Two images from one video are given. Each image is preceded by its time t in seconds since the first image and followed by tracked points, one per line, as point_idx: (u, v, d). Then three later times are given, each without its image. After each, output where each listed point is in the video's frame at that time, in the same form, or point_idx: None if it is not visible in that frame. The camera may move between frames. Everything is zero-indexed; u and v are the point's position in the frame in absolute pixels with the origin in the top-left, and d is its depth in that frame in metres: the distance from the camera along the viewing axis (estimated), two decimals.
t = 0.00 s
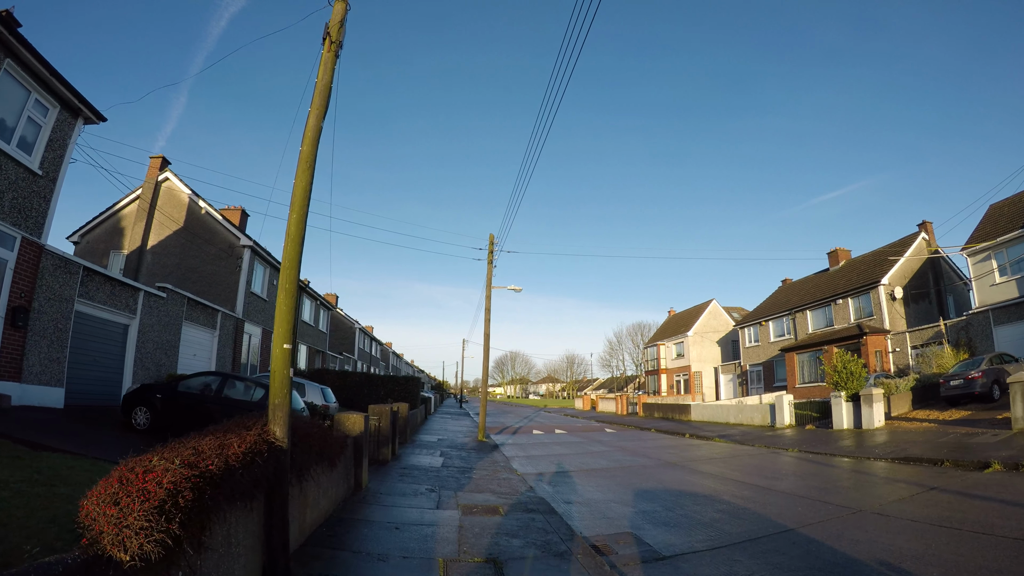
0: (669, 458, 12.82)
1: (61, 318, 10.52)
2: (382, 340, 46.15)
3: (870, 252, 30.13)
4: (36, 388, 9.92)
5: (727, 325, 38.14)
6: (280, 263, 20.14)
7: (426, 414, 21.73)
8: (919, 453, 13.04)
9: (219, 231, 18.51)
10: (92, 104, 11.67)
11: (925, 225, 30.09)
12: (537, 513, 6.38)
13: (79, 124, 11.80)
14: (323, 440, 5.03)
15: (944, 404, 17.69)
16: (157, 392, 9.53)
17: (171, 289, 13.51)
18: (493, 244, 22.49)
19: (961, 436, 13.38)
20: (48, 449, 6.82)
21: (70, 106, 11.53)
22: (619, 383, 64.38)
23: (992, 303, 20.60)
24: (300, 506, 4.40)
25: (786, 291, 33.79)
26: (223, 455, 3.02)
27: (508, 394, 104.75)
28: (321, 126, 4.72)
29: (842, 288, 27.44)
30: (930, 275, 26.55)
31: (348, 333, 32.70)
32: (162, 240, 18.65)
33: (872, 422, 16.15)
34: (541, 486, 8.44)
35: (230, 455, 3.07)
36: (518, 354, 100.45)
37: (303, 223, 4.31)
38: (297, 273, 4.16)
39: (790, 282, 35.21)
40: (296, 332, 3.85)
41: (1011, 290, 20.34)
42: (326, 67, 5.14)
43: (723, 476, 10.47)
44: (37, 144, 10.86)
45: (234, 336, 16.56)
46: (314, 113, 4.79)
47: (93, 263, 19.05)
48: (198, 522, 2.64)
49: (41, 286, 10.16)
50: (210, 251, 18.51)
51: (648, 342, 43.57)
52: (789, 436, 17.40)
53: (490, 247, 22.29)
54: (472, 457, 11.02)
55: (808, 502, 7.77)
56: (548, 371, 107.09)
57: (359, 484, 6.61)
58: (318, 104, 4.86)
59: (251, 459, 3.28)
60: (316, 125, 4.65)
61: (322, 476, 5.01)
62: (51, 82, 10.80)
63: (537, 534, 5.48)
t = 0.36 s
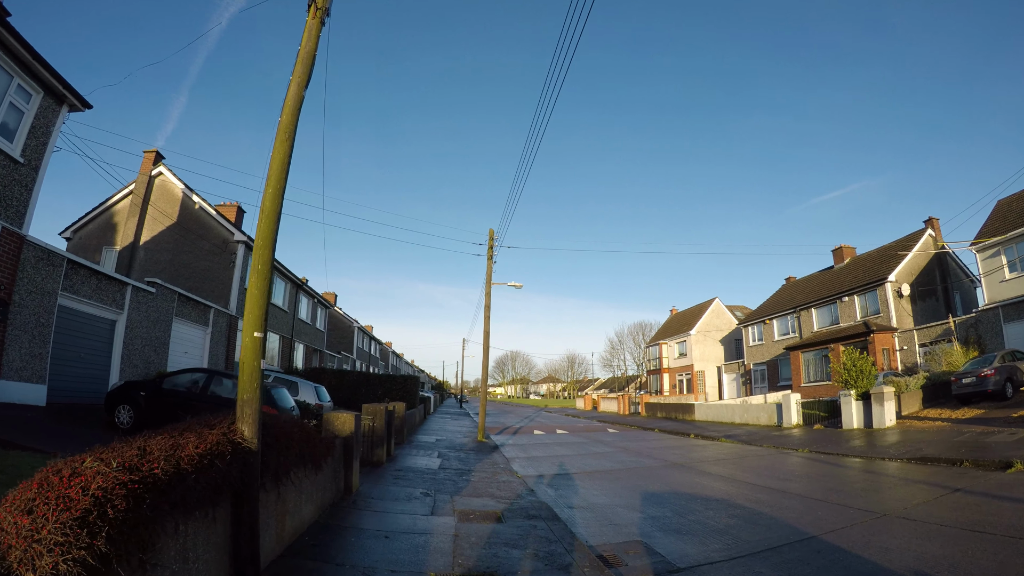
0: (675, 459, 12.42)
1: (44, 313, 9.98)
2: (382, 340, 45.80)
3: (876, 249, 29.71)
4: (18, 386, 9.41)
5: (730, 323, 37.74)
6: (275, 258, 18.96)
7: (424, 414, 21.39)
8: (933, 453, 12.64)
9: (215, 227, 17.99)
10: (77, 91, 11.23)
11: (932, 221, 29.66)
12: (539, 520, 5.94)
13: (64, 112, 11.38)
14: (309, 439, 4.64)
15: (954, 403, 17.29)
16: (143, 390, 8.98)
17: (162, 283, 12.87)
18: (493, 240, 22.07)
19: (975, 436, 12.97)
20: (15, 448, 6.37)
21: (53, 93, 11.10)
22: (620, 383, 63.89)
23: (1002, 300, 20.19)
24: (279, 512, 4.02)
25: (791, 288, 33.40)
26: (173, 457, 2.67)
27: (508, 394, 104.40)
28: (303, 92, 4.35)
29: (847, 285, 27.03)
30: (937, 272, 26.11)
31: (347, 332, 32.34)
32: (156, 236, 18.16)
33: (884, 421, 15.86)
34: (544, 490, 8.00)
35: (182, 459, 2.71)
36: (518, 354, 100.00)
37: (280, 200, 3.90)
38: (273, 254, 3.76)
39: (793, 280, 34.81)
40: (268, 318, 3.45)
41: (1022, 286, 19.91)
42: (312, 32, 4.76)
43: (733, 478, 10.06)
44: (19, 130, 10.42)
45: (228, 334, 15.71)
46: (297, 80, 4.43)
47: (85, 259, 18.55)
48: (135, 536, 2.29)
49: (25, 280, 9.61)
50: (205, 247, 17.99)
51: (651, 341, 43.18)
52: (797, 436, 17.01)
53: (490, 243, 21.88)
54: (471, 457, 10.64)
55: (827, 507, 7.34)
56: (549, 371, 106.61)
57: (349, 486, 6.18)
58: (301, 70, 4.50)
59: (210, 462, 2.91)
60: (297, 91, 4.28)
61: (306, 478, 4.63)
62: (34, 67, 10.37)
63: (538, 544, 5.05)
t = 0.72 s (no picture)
0: (683, 461, 12.01)
1: (26, 310, 9.51)
2: (383, 339, 45.46)
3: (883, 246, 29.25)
4: None
5: (734, 323, 37.30)
6: (272, 255, 18.24)
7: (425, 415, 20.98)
8: (950, 455, 12.21)
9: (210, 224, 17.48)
10: (61, 78, 10.81)
11: (940, 217, 29.16)
12: (544, 531, 5.47)
13: (48, 100, 10.95)
14: (293, 445, 4.24)
15: (968, 403, 16.84)
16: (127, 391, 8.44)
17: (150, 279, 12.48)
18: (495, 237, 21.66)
19: (993, 437, 12.53)
20: None
21: (37, 80, 10.68)
22: (622, 383, 63.43)
23: (1014, 297, 19.73)
24: (256, 526, 3.62)
25: (796, 287, 32.95)
26: (108, 468, 2.28)
27: (510, 394, 104.03)
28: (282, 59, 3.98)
29: (855, 283, 26.57)
30: (945, 269, 25.65)
31: (347, 331, 31.96)
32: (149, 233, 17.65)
33: (897, 421, 15.60)
34: (548, 496, 7.54)
35: (120, 470, 2.32)
36: (520, 354, 99.58)
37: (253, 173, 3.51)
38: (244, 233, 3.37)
39: (799, 278, 34.35)
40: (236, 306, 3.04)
41: None
42: None
43: (746, 483, 9.63)
44: None
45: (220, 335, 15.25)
46: (276, 46, 4.06)
47: (78, 257, 18.10)
48: (50, 564, 1.91)
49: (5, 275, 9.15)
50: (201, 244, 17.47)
51: (654, 340, 42.76)
52: (806, 438, 16.58)
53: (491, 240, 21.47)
54: (472, 460, 10.24)
55: (851, 514, 6.89)
56: (551, 371, 106.17)
57: (340, 494, 5.75)
58: (281, 36, 4.13)
59: (159, 472, 2.52)
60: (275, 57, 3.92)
61: (289, 487, 4.22)
62: (16, 52, 9.94)
63: (544, 558, 4.61)
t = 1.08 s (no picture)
0: (691, 464, 11.63)
1: (11, 306, 9.06)
2: (383, 339, 45.08)
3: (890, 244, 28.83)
4: None
5: (738, 322, 36.90)
6: (269, 252, 17.78)
7: (426, 416, 20.66)
8: (967, 457, 11.82)
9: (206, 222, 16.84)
10: (46, 64, 10.41)
11: (948, 214, 28.71)
12: (551, 544, 5.06)
13: (32, 88, 10.55)
14: (277, 452, 3.88)
15: (981, 403, 16.44)
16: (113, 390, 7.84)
17: (142, 277, 12.09)
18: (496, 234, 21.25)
19: (1011, 439, 12.14)
20: None
21: (20, 67, 10.27)
22: (624, 383, 62.99)
23: None
24: (231, 544, 3.26)
25: (802, 285, 32.53)
26: (27, 486, 1.95)
27: (512, 395, 103.74)
28: (261, 22, 3.64)
29: (862, 281, 26.14)
30: (954, 266, 25.24)
31: (347, 331, 31.62)
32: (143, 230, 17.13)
33: (911, 422, 15.40)
34: (554, 503, 7.12)
35: (46, 486, 1.99)
36: (521, 354, 99.20)
37: (223, 146, 3.20)
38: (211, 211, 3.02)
39: (804, 276, 33.93)
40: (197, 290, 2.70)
41: None
42: None
43: (760, 488, 9.25)
44: None
45: (215, 331, 14.51)
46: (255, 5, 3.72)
47: (70, 254, 17.64)
48: None
49: None
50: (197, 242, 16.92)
51: (657, 340, 42.34)
52: (816, 439, 16.20)
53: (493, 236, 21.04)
54: (474, 463, 9.89)
55: (876, 521, 6.51)
56: (552, 371, 105.78)
57: (331, 502, 5.35)
58: None
59: (99, 489, 2.18)
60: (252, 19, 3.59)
61: (271, 499, 3.85)
62: None
63: None
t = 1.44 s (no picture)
0: (700, 465, 11.23)
1: None
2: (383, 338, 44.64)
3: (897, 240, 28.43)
4: None
5: (743, 320, 36.49)
6: (265, 248, 17.44)
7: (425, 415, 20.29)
8: (986, 457, 11.41)
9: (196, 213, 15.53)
10: (31, 50, 10.02)
11: (956, 210, 28.29)
12: (558, 556, 4.65)
13: (15, 73, 10.14)
14: (257, 454, 3.55)
15: (995, 402, 16.02)
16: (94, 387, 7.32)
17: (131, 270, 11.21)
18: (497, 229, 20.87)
19: None
20: None
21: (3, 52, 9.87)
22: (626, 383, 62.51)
23: None
24: (199, 558, 2.94)
25: (807, 282, 32.10)
26: None
27: (513, 395, 103.34)
28: None
29: (869, 278, 25.72)
30: (962, 263, 24.81)
31: (347, 330, 31.24)
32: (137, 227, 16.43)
33: (925, 421, 15.02)
34: (559, 508, 6.69)
35: None
36: (522, 354, 98.79)
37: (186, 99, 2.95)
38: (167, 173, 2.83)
39: (809, 274, 33.50)
40: (143, 263, 2.60)
41: None
42: None
43: (773, 491, 8.85)
44: None
45: (209, 328, 14.11)
46: None
47: (62, 250, 17.15)
48: None
49: None
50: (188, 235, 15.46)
51: (660, 339, 41.90)
52: (827, 439, 15.79)
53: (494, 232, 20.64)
54: (475, 464, 9.50)
55: (904, 526, 6.11)
56: (553, 371, 105.38)
57: (320, 509, 4.95)
58: None
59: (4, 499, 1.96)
60: None
61: (250, 506, 3.53)
62: None
63: None
